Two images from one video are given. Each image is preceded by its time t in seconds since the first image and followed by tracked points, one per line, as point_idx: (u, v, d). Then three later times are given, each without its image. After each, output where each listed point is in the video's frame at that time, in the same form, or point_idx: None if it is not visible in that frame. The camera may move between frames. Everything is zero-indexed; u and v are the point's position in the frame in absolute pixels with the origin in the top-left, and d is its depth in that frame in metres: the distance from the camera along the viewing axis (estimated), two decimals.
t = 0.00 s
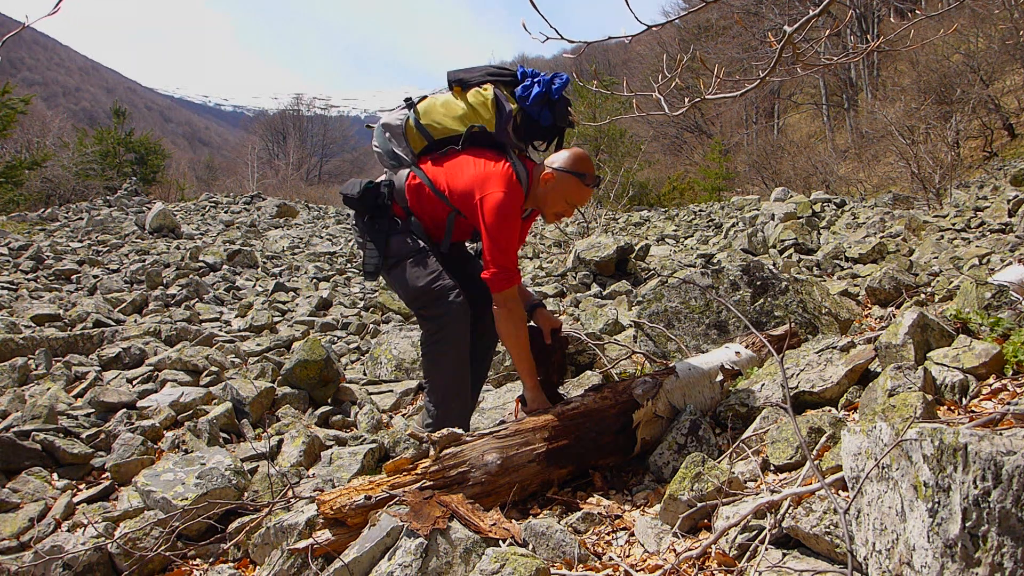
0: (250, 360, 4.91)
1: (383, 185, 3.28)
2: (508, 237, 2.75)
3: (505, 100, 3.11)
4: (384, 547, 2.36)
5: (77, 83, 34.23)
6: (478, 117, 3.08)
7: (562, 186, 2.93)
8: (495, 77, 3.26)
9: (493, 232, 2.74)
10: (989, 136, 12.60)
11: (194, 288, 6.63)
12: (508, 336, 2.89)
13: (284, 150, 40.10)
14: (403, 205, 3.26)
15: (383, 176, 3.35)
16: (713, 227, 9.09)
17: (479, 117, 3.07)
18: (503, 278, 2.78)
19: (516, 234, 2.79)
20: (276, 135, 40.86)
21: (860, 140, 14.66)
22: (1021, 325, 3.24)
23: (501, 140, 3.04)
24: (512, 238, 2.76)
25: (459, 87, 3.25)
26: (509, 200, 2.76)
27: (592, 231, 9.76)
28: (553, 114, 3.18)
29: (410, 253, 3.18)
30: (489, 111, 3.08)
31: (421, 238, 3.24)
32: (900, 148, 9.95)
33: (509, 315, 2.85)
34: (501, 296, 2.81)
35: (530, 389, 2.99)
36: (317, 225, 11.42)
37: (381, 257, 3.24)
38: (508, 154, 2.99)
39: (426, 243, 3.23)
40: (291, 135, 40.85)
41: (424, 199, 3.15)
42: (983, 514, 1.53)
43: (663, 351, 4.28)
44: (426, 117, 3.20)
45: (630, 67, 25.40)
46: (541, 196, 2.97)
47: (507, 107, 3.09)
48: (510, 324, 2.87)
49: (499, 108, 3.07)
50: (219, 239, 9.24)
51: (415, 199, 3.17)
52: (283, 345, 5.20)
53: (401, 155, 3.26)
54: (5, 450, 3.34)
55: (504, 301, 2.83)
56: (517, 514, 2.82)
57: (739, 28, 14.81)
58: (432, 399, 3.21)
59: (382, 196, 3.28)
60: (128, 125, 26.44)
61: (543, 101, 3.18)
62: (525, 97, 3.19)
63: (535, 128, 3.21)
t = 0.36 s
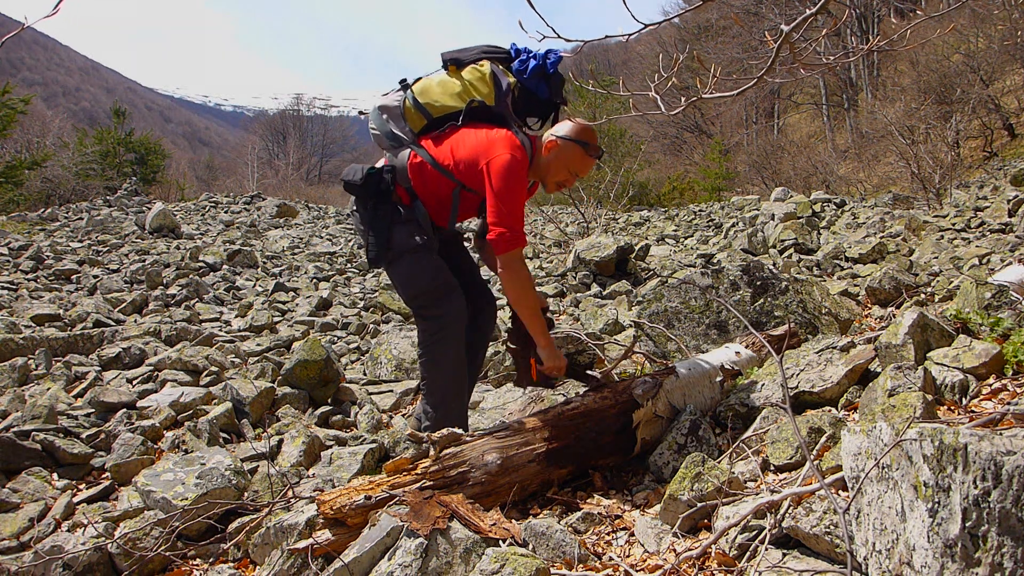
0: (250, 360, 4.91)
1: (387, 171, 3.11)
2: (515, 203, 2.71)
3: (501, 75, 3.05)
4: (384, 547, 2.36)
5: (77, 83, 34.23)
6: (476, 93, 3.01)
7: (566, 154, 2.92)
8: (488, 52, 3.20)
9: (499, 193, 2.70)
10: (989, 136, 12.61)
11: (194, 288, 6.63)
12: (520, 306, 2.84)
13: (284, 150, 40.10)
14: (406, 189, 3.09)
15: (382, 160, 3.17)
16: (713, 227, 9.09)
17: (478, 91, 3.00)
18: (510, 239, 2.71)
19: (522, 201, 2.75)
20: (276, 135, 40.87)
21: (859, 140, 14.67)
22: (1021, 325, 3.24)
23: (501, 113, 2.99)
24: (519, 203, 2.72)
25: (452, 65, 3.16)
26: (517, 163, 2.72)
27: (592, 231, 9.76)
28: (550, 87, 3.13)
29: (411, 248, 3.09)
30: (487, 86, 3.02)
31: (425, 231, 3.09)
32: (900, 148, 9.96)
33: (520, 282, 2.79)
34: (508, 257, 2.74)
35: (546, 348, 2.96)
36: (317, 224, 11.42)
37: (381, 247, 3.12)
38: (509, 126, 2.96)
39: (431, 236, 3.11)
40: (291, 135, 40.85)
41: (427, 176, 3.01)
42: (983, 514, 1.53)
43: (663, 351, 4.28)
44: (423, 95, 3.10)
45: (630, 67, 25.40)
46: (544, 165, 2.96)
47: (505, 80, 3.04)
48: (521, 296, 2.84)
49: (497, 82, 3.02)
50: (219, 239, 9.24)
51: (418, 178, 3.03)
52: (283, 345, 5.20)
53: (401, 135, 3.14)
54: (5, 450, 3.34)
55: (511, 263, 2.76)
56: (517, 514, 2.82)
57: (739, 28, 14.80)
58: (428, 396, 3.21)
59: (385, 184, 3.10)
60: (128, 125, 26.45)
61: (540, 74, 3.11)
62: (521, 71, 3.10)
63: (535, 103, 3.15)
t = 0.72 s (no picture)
0: (249, 360, 4.91)
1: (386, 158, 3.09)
2: (476, 153, 2.69)
3: (473, 37, 3.04)
4: (384, 547, 2.36)
5: (77, 83, 34.23)
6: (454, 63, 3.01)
7: (545, 97, 2.74)
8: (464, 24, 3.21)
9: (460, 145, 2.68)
10: (989, 136, 12.61)
11: (194, 288, 6.63)
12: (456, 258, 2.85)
13: (284, 150, 40.10)
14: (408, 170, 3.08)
15: (382, 148, 3.18)
16: (713, 227, 9.09)
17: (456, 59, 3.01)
18: (459, 185, 2.73)
19: (488, 151, 2.70)
20: (276, 135, 40.86)
21: (860, 140, 14.68)
22: (1021, 325, 3.24)
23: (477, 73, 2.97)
24: (481, 154, 2.70)
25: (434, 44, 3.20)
26: (482, 115, 2.68)
27: (592, 231, 9.76)
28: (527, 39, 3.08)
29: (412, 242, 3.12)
30: (462, 54, 3.02)
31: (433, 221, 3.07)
32: (900, 148, 9.96)
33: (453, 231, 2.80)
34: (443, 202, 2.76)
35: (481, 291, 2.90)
36: (317, 224, 11.42)
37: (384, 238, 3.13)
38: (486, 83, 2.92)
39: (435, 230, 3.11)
40: (291, 135, 40.85)
41: (422, 149, 2.98)
42: (983, 515, 1.53)
43: (663, 351, 4.28)
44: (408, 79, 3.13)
45: (630, 67, 25.41)
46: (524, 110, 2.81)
47: (478, 42, 3.02)
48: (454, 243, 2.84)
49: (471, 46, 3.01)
50: (219, 239, 9.24)
51: (414, 155, 3.01)
52: (282, 345, 5.20)
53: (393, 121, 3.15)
54: (5, 451, 3.34)
55: (448, 211, 2.78)
56: (517, 514, 2.81)
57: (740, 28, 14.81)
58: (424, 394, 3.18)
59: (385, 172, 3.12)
60: (128, 125, 26.44)
61: (511, 28, 3.04)
62: (493, 29, 3.07)
63: (513, 60, 3.12)
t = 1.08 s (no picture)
0: (250, 360, 4.91)
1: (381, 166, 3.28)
2: (426, 158, 2.91)
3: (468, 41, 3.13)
4: (384, 547, 2.36)
5: (77, 83, 34.23)
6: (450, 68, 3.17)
7: (501, 100, 2.79)
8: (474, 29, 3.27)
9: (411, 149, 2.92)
10: (989, 136, 12.61)
11: (194, 288, 6.63)
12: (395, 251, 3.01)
13: (284, 150, 40.11)
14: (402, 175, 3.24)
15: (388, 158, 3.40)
16: (713, 227, 9.09)
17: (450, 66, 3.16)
18: (406, 182, 2.99)
19: (438, 156, 2.92)
20: (276, 135, 40.86)
21: (860, 140, 14.69)
22: (1020, 325, 3.24)
23: (462, 79, 3.09)
24: (430, 159, 2.92)
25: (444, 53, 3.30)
26: (436, 121, 2.89)
27: (592, 231, 9.76)
28: (518, 42, 2.99)
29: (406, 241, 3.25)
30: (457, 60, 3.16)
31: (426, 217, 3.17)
32: (900, 148, 9.97)
33: (397, 225, 3.01)
34: (391, 198, 3.01)
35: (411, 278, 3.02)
36: (317, 225, 11.42)
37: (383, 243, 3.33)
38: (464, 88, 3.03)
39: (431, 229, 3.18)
40: (291, 135, 40.86)
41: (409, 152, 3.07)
42: (983, 515, 1.53)
43: (663, 351, 4.28)
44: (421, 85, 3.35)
45: (630, 67, 25.40)
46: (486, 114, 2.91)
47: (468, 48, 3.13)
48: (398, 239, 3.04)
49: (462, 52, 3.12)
50: (219, 239, 9.24)
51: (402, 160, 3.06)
52: (283, 345, 5.20)
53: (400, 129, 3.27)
54: (5, 451, 3.34)
55: (395, 205, 3.01)
56: (517, 514, 2.81)
57: (739, 28, 14.82)
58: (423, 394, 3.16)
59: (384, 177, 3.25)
60: (129, 125, 26.45)
61: (502, 29, 3.03)
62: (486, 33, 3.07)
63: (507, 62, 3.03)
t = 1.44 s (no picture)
0: (250, 360, 4.91)
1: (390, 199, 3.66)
2: (388, 184, 3.20)
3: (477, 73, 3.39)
4: (385, 547, 2.36)
5: (77, 83, 34.23)
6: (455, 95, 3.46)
7: (456, 146, 2.98)
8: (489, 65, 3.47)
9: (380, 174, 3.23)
10: (989, 136, 12.61)
11: (194, 288, 6.63)
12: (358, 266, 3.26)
13: (284, 150, 40.10)
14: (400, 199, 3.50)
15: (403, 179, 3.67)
16: (713, 227, 9.09)
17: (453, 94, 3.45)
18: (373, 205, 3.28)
19: (399, 183, 3.20)
20: (277, 135, 40.87)
21: (860, 140, 14.69)
22: (1020, 325, 3.24)
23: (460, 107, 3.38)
24: (391, 186, 3.21)
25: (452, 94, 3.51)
26: (403, 153, 3.17)
27: (592, 231, 9.76)
28: (510, 88, 3.25)
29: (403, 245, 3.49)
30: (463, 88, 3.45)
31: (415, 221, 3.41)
32: (900, 148, 9.97)
33: (361, 240, 3.28)
34: (360, 217, 3.30)
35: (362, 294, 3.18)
36: (317, 224, 11.42)
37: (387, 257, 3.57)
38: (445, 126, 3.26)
39: (419, 235, 3.36)
40: (291, 135, 40.85)
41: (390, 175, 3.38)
42: (983, 514, 1.53)
43: (663, 351, 4.28)
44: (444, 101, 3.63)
45: (630, 67, 25.41)
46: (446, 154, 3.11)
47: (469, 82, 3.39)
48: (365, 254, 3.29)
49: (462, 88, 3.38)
50: (219, 239, 9.24)
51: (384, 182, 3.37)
52: (283, 345, 5.20)
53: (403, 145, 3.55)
54: (5, 451, 3.34)
55: (363, 222, 3.30)
56: (516, 514, 2.81)
57: (739, 28, 14.82)
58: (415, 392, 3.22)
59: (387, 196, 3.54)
60: (128, 125, 26.44)
61: (503, 69, 3.26)
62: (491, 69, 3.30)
63: (502, 106, 3.30)
